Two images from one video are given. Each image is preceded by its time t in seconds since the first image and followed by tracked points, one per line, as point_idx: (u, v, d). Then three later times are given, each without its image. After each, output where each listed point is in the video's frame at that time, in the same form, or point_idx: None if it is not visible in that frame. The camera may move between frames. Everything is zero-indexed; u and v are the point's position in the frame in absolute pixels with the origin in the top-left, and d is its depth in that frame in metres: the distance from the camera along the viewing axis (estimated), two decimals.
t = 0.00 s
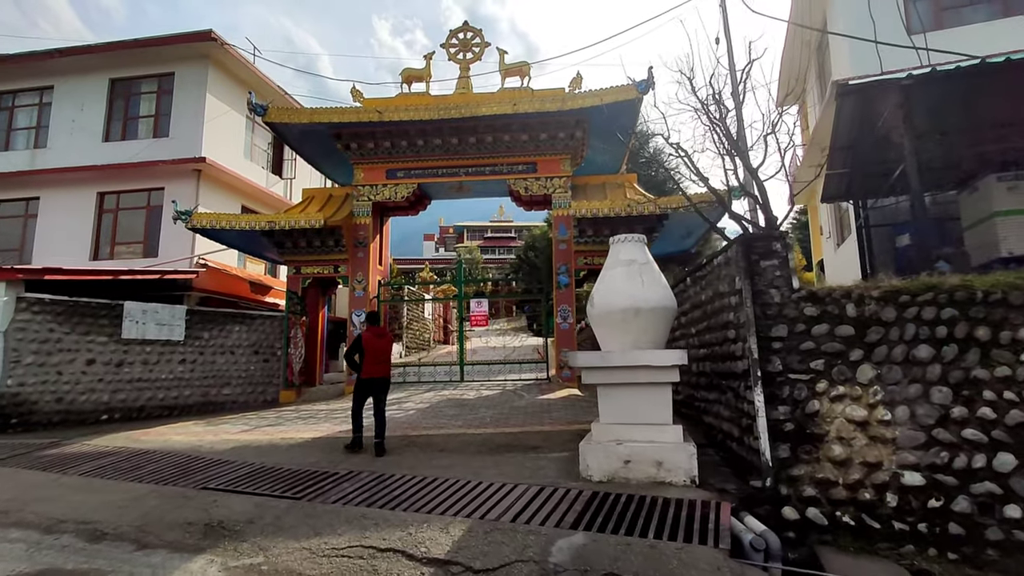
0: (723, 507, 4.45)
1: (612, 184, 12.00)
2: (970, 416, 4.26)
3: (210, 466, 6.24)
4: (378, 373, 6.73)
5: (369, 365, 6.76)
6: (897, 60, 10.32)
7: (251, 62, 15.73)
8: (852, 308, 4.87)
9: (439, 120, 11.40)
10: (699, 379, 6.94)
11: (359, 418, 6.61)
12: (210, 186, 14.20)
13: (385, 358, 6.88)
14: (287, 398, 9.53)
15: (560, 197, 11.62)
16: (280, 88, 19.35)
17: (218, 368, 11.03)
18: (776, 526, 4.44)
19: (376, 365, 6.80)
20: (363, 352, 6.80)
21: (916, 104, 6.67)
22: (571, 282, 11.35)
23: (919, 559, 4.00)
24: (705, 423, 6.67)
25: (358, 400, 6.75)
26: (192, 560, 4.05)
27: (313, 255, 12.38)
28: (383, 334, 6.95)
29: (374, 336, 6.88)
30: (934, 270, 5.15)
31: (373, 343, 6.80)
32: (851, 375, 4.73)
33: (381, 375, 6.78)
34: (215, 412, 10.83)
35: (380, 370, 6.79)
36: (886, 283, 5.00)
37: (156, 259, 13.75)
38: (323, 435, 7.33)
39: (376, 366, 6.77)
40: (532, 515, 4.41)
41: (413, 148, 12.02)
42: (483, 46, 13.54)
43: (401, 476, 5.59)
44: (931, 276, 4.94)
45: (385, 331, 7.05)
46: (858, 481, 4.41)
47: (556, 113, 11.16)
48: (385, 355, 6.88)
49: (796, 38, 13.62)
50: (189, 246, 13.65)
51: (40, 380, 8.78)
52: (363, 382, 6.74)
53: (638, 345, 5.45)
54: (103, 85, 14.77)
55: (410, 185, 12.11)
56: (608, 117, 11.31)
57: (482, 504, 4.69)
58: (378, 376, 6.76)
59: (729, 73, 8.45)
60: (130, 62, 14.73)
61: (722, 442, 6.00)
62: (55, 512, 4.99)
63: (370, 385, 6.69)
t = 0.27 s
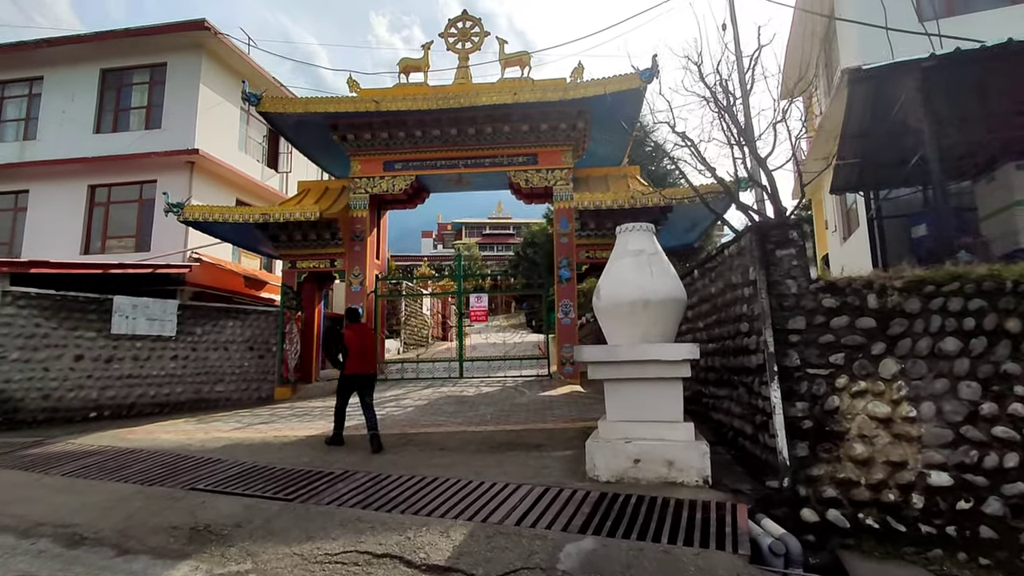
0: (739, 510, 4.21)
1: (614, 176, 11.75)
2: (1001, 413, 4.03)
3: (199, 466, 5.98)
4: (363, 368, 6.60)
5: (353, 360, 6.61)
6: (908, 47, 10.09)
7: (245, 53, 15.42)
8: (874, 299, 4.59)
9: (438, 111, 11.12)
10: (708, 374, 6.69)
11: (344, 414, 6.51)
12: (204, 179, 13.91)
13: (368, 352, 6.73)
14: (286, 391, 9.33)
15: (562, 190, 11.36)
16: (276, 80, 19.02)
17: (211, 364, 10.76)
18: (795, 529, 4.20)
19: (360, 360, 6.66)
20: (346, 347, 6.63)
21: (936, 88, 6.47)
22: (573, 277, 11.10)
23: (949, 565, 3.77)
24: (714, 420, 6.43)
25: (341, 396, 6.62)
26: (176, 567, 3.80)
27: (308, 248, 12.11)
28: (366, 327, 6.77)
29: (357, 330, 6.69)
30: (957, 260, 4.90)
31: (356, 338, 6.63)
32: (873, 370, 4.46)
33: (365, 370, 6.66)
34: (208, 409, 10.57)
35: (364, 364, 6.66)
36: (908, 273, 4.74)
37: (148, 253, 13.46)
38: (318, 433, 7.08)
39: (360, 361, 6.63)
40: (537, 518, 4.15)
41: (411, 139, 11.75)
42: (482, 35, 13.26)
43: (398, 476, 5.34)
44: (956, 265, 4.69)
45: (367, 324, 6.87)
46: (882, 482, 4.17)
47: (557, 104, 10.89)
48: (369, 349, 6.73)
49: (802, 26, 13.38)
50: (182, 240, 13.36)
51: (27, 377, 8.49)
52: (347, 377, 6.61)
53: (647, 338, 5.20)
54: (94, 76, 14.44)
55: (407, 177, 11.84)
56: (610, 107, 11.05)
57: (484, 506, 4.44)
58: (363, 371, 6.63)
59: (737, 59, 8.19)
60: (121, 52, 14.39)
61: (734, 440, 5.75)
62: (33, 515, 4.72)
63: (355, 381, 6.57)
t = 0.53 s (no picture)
0: (755, 518, 3.97)
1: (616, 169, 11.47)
2: None
3: (185, 468, 5.73)
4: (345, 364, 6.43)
5: (333, 355, 6.43)
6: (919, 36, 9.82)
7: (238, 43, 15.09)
8: (896, 295, 4.34)
9: (436, 101, 10.83)
10: (717, 373, 6.43)
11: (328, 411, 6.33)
12: (196, 172, 13.61)
13: (350, 347, 6.57)
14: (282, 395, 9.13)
15: (562, 183, 11.09)
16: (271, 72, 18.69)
17: (203, 361, 10.49)
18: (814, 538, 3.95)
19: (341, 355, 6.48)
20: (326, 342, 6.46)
21: (957, 72, 6.24)
22: (573, 272, 10.83)
23: None
24: (723, 420, 6.19)
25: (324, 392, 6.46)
26: None
27: (303, 242, 11.84)
28: (347, 321, 6.60)
29: (338, 324, 6.52)
30: (982, 254, 4.65)
31: (337, 332, 6.46)
32: (896, 370, 4.21)
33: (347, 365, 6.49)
34: (199, 407, 10.31)
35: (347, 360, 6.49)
36: (932, 267, 4.48)
37: (139, 247, 13.17)
38: (311, 434, 6.82)
39: (341, 356, 6.45)
40: (541, 528, 3.90)
41: (408, 131, 11.46)
42: (481, 24, 12.95)
43: (394, 480, 5.09)
44: (983, 259, 4.44)
45: (350, 318, 6.70)
46: (907, 489, 3.94)
47: (558, 94, 10.61)
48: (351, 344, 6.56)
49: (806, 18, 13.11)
50: (174, 234, 13.06)
51: (11, 375, 8.17)
52: (328, 373, 6.44)
53: (655, 336, 4.94)
54: (83, 65, 14.09)
55: (405, 170, 11.56)
56: (612, 98, 10.77)
57: (484, 514, 4.18)
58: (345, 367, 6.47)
59: (746, 46, 7.92)
60: (111, 41, 14.04)
61: (745, 442, 5.50)
62: (7, 523, 4.45)
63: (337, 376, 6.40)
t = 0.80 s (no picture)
0: (775, 523, 3.74)
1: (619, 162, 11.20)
2: None
3: (172, 468, 5.47)
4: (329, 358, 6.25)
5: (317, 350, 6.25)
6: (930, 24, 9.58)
7: (233, 33, 14.78)
8: (921, 287, 4.10)
9: (434, 91, 10.57)
10: (726, 369, 6.20)
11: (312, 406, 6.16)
12: (189, 163, 13.32)
13: (335, 342, 6.38)
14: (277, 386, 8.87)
15: (563, 175, 10.83)
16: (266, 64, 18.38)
17: (195, 357, 10.22)
18: (835, 545, 3.72)
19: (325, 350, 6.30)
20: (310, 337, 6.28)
21: (979, 54, 5.98)
22: (575, 266, 10.59)
23: None
24: (732, 419, 5.95)
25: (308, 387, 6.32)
26: None
27: (298, 236, 11.57)
28: (331, 316, 6.42)
29: (321, 319, 6.36)
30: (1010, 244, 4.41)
31: (319, 327, 6.29)
32: (921, 367, 3.98)
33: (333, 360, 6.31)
34: (191, 405, 10.05)
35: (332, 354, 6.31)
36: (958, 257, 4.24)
37: (130, 241, 12.88)
38: (304, 432, 6.57)
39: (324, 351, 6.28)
40: (547, 533, 3.66)
41: (406, 122, 11.18)
42: (481, 14, 12.66)
43: (390, 482, 4.84)
44: (1012, 250, 4.21)
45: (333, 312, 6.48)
46: (934, 492, 3.73)
47: (560, 84, 10.35)
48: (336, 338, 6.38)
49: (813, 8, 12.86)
50: (166, 227, 12.77)
51: None
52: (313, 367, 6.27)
53: (664, 332, 4.71)
54: (73, 54, 13.77)
55: (402, 161, 11.29)
56: (615, 88, 10.51)
57: (486, 518, 3.94)
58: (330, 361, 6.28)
59: (755, 32, 7.67)
60: (102, 30, 13.71)
61: (756, 441, 5.27)
62: None
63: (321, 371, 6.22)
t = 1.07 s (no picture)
0: (799, 534, 3.49)
1: (623, 155, 10.94)
2: None
3: (158, 470, 5.20)
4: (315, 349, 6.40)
5: (305, 339, 6.36)
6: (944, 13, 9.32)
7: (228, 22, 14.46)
8: (953, 281, 3.83)
9: (433, 80, 10.28)
10: (738, 368, 5.95)
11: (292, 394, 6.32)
12: (183, 155, 13.01)
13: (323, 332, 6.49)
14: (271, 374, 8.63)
15: (566, 168, 10.55)
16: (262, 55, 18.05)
17: (186, 353, 9.95)
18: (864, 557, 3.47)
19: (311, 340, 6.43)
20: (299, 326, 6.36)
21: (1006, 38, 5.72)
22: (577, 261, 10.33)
23: None
24: (744, 420, 5.70)
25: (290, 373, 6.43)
26: None
27: (293, 229, 11.29)
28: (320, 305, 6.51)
29: (311, 308, 6.42)
30: None
31: (310, 316, 6.36)
32: (954, 366, 3.72)
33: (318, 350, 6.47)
34: (182, 402, 9.77)
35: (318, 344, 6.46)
36: (993, 249, 3.98)
37: (122, 234, 12.57)
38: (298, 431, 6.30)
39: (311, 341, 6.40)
40: (557, 544, 3.40)
41: (404, 112, 10.90)
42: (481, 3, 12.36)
43: (386, 486, 4.58)
44: None
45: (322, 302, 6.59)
46: (969, 501, 3.49)
47: (563, 74, 10.07)
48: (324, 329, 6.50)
49: None
50: (158, 220, 12.47)
51: None
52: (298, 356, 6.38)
53: (677, 328, 4.47)
54: (63, 43, 13.44)
55: (400, 153, 11.00)
56: (620, 78, 10.24)
57: (490, 527, 3.68)
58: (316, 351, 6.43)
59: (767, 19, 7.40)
60: (93, 17, 13.37)
61: (772, 443, 5.02)
62: None
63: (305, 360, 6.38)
